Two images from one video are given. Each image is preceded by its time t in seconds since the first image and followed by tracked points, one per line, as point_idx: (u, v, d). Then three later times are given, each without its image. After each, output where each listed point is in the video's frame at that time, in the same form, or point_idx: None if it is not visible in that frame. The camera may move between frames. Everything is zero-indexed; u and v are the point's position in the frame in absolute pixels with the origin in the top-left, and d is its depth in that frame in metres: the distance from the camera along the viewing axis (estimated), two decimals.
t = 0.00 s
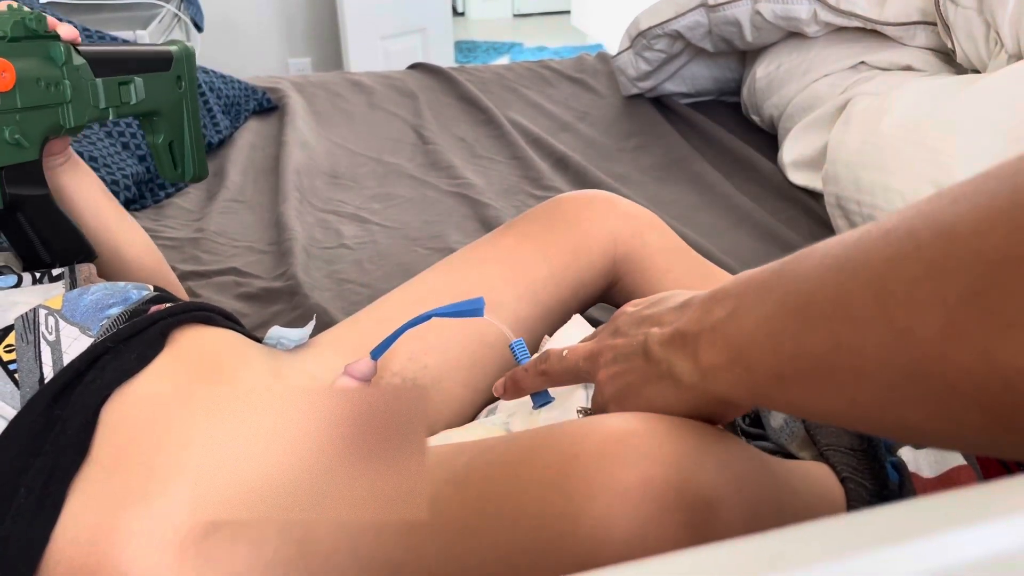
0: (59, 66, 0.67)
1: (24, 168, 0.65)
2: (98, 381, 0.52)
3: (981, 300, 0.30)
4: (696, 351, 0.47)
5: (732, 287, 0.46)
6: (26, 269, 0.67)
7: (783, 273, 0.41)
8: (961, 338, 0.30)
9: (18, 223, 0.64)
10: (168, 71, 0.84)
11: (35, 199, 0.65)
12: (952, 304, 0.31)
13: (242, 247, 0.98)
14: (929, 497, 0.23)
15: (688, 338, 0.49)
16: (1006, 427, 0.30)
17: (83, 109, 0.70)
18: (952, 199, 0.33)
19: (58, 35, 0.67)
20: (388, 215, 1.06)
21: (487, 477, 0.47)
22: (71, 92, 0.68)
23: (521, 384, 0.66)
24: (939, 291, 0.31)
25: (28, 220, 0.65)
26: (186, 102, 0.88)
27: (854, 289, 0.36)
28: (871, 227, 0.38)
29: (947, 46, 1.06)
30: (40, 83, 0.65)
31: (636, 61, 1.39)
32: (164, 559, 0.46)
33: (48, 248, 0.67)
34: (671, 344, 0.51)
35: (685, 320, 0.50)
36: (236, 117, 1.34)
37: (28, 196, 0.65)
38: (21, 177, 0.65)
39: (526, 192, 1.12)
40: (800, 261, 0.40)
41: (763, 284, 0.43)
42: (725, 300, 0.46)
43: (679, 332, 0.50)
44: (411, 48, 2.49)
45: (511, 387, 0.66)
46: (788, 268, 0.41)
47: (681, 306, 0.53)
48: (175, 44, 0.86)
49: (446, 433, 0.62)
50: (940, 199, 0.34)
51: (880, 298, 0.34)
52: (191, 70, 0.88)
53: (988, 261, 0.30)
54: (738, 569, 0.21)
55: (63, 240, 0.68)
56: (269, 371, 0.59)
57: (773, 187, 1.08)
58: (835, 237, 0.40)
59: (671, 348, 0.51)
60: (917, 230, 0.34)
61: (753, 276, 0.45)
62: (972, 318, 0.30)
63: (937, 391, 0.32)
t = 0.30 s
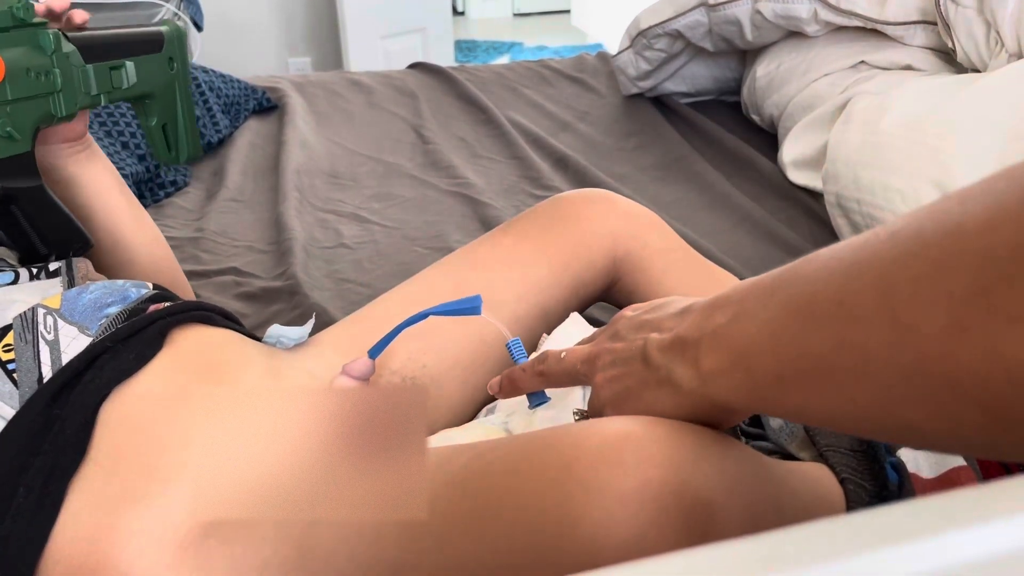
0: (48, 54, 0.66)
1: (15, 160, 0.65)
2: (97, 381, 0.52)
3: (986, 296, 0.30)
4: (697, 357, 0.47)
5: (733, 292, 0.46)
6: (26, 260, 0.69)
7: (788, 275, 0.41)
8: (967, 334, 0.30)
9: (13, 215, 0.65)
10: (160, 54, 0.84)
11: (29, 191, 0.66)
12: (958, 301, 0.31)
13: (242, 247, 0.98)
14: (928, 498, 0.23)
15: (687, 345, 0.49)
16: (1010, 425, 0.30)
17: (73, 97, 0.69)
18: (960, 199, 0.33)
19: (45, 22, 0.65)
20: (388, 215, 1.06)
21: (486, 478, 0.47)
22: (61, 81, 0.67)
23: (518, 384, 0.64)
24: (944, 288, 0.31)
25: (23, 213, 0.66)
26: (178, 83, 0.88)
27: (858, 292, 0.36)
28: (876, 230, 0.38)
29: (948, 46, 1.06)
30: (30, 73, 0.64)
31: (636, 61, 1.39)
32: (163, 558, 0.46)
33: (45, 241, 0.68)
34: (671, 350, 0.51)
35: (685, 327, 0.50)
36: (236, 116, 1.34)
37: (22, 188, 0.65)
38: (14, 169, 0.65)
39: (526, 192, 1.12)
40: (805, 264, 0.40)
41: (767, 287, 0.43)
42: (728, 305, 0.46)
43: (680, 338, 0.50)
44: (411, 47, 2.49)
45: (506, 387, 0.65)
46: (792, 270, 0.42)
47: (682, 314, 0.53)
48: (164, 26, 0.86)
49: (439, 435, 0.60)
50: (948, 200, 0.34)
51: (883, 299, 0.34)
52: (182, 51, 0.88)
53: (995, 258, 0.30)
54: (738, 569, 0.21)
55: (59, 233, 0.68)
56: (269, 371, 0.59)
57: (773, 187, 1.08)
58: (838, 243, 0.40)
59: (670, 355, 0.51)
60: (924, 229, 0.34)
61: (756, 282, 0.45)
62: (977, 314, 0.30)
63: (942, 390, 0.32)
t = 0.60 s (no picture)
0: (28, 49, 0.65)
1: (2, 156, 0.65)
2: (96, 381, 0.52)
3: (989, 296, 0.30)
4: (701, 357, 0.47)
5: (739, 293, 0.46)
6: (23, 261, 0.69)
7: (793, 274, 0.41)
8: (969, 332, 0.30)
9: (6, 213, 0.66)
10: (141, 47, 0.83)
11: (21, 188, 0.66)
12: (961, 299, 0.31)
13: (242, 246, 0.98)
14: (930, 498, 0.23)
15: (692, 345, 0.49)
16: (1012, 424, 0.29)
17: (58, 93, 0.69)
18: (965, 198, 0.33)
19: (23, 17, 0.65)
20: (388, 214, 1.06)
21: (487, 479, 0.47)
22: (44, 76, 0.67)
23: (518, 383, 0.65)
24: (946, 287, 0.31)
25: (16, 211, 0.66)
26: (161, 77, 0.87)
27: (863, 292, 0.36)
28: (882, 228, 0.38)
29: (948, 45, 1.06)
30: (11, 69, 0.63)
31: (636, 60, 1.38)
32: (164, 557, 0.46)
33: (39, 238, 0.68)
34: (675, 349, 0.51)
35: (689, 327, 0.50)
36: (236, 115, 1.34)
37: (15, 185, 0.66)
38: (8, 166, 0.65)
39: (526, 191, 1.12)
40: (810, 264, 0.40)
41: (771, 287, 0.43)
42: (731, 309, 0.46)
43: (683, 338, 0.50)
44: (411, 46, 2.48)
45: (507, 382, 0.66)
46: (797, 269, 0.42)
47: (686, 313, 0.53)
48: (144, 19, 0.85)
49: (437, 434, 0.60)
50: (953, 199, 0.34)
51: (887, 299, 0.34)
52: (162, 44, 0.86)
53: (998, 256, 0.30)
54: (740, 571, 0.21)
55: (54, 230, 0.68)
56: (269, 372, 0.59)
57: (773, 186, 1.08)
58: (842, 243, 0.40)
59: (673, 355, 0.51)
60: (929, 227, 0.34)
61: (761, 283, 0.45)
62: (980, 313, 0.30)
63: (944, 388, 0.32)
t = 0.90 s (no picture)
0: (59, 52, 0.66)
1: (19, 158, 0.65)
2: (92, 381, 0.51)
3: (982, 301, 0.30)
4: (681, 344, 0.47)
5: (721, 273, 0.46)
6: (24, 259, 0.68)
7: (777, 263, 0.41)
8: (962, 341, 0.30)
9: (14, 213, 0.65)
10: (168, 50, 0.82)
11: (31, 189, 0.66)
12: (954, 303, 0.31)
13: (241, 247, 0.98)
14: (937, 508, 0.23)
15: (671, 332, 0.48)
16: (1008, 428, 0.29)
17: (82, 96, 0.70)
18: (951, 198, 0.33)
19: (57, 19, 0.66)
20: (388, 215, 1.06)
21: (486, 482, 0.47)
22: (70, 79, 0.67)
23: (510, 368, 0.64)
24: (937, 291, 0.31)
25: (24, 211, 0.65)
26: (184, 80, 0.86)
27: (850, 292, 0.35)
28: (869, 220, 0.37)
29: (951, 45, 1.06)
30: (39, 71, 0.64)
31: (637, 60, 1.38)
32: (161, 560, 0.46)
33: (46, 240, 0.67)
34: (653, 337, 0.50)
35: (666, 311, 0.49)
36: (235, 115, 1.34)
37: (23, 186, 0.65)
38: (16, 167, 0.65)
39: (526, 191, 1.11)
40: (791, 255, 0.40)
41: (753, 276, 0.42)
42: (711, 293, 0.45)
43: (660, 326, 0.49)
44: (411, 46, 2.48)
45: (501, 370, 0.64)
46: (778, 260, 0.41)
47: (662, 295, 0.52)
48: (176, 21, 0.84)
49: (440, 438, 0.60)
50: (940, 197, 0.34)
51: (877, 302, 0.34)
52: (191, 48, 0.86)
53: (989, 262, 0.30)
54: None
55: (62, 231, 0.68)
56: (269, 372, 0.58)
57: (775, 187, 1.07)
58: (820, 236, 0.40)
59: (654, 342, 0.50)
60: (913, 228, 0.34)
61: (739, 271, 0.44)
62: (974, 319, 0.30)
63: (939, 391, 0.32)
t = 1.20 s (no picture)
0: (57, 42, 0.66)
1: (20, 149, 0.64)
2: (94, 372, 0.52)
3: (960, 319, 0.28)
4: (632, 353, 0.45)
5: (670, 267, 0.43)
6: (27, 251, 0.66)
7: (721, 262, 0.39)
8: (940, 358, 0.29)
9: (15, 203, 0.64)
10: (168, 45, 0.85)
11: (31, 178, 0.65)
12: (928, 321, 0.29)
13: (242, 245, 0.98)
14: (938, 507, 0.23)
15: (620, 341, 0.47)
16: (999, 446, 0.28)
17: (81, 88, 0.69)
18: (907, 204, 0.31)
19: (56, 9, 0.66)
20: (389, 213, 1.06)
21: (485, 479, 0.47)
22: (69, 69, 0.67)
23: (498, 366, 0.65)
24: (909, 306, 0.30)
25: (25, 199, 0.65)
26: (185, 74, 0.89)
27: (811, 302, 0.33)
28: (815, 219, 0.35)
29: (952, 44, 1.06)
30: (38, 61, 0.64)
31: (638, 58, 1.37)
32: (162, 558, 0.46)
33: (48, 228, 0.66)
34: (604, 345, 0.49)
35: (607, 316, 0.48)
36: (236, 113, 1.34)
37: (24, 176, 0.64)
38: (16, 158, 0.64)
39: (526, 190, 1.11)
40: (741, 259, 0.38)
41: (697, 278, 0.40)
42: (652, 298, 0.43)
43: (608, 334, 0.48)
44: (412, 44, 2.48)
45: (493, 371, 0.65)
46: (723, 259, 0.39)
47: (600, 298, 0.50)
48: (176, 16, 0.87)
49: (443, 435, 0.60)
50: (891, 201, 0.32)
51: (842, 315, 0.32)
52: (191, 43, 0.89)
53: (964, 280, 0.28)
54: None
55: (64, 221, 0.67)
56: (268, 371, 0.58)
57: (777, 186, 1.07)
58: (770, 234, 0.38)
59: (605, 350, 0.49)
60: (869, 237, 0.32)
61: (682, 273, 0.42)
62: (950, 335, 0.29)
63: (919, 409, 0.30)
